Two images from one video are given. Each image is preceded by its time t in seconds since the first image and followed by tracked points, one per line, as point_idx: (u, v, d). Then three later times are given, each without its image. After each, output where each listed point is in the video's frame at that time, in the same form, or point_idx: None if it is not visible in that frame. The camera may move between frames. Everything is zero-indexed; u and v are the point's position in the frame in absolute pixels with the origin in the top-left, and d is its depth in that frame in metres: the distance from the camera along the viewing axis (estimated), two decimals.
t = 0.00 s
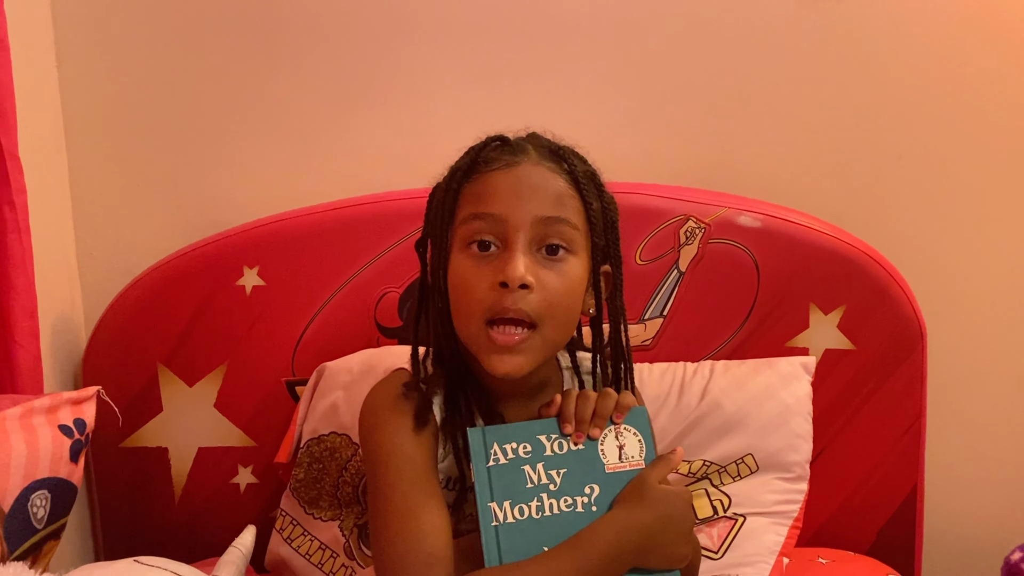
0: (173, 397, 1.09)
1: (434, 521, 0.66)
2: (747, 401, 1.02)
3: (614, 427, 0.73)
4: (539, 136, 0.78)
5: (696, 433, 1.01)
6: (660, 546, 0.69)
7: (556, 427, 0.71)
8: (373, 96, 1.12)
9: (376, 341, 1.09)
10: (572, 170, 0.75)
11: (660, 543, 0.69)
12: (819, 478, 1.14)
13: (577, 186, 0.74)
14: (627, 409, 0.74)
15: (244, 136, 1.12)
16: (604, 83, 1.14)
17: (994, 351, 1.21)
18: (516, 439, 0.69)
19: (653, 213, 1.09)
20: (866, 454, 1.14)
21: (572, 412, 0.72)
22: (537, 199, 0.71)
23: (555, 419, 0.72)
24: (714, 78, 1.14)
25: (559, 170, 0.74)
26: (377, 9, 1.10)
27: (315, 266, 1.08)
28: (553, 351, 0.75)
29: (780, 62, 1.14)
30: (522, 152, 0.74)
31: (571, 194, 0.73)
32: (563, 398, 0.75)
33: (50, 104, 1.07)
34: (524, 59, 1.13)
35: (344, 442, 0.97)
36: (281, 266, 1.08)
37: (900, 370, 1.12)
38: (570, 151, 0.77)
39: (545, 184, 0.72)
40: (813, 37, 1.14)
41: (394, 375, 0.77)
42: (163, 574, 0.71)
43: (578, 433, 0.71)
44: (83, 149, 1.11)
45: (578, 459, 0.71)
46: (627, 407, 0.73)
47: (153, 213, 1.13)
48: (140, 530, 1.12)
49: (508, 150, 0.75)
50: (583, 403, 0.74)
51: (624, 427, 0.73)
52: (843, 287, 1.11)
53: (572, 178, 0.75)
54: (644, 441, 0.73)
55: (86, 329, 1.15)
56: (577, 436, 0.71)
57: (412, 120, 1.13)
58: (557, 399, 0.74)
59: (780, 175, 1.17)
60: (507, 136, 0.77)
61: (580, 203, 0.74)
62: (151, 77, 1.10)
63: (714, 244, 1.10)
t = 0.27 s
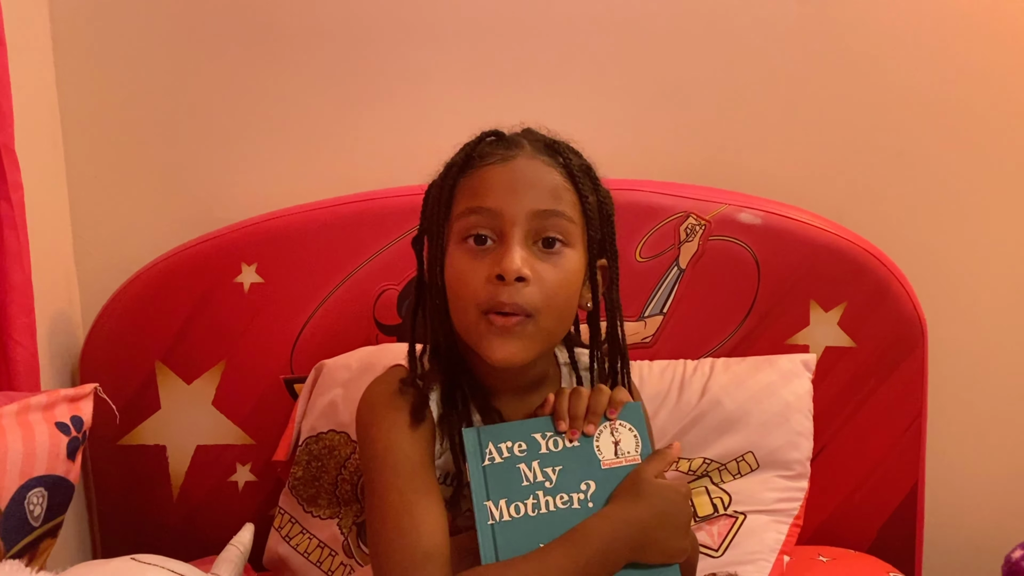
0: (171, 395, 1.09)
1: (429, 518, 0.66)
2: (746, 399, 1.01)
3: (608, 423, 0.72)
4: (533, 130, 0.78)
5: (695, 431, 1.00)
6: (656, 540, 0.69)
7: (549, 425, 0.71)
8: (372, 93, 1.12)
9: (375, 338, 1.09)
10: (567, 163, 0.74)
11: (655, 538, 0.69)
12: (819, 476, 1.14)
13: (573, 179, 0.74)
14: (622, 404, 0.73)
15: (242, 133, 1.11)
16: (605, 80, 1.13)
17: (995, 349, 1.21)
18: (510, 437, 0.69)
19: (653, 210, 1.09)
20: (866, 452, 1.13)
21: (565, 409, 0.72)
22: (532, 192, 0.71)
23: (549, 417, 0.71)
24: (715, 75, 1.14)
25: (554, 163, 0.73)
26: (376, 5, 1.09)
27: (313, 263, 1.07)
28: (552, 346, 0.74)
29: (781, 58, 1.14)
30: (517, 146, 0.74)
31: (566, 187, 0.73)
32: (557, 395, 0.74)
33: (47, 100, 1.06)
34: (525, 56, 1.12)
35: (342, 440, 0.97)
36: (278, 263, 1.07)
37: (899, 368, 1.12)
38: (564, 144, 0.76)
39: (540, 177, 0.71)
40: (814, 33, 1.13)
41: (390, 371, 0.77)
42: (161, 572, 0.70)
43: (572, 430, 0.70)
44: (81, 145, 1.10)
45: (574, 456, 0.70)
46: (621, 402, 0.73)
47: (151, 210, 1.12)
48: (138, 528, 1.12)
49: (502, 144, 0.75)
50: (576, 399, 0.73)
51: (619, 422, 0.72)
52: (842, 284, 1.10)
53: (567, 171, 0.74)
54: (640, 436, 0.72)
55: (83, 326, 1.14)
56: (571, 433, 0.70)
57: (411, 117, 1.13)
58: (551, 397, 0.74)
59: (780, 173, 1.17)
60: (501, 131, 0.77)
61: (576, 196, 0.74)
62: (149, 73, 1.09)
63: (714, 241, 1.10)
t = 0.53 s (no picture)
0: (170, 394, 1.09)
1: (427, 518, 0.66)
2: (746, 398, 1.01)
3: (609, 418, 0.71)
4: (528, 129, 0.77)
5: (694, 431, 1.00)
6: (654, 534, 0.68)
7: (548, 424, 0.71)
8: (371, 91, 1.11)
9: (374, 337, 1.09)
10: (561, 163, 0.73)
11: (652, 532, 0.67)
12: (818, 475, 1.14)
13: (567, 180, 0.73)
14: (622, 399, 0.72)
15: (240, 132, 1.11)
16: (604, 79, 1.13)
17: (994, 349, 1.21)
18: (512, 438, 0.69)
19: (653, 209, 1.09)
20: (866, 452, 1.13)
21: (565, 408, 0.72)
22: (526, 196, 0.70)
23: (549, 417, 0.72)
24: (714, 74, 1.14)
25: (547, 164, 0.73)
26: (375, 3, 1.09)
27: (312, 262, 1.07)
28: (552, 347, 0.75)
29: (780, 56, 1.14)
30: (510, 147, 0.73)
31: (560, 189, 0.72)
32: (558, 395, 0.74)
33: (45, 97, 1.06)
34: (525, 54, 1.12)
35: (341, 439, 0.97)
36: (277, 262, 1.07)
37: (898, 367, 1.12)
38: (558, 143, 0.75)
39: (533, 179, 0.71)
40: (813, 32, 1.13)
41: (391, 371, 0.76)
42: (159, 572, 0.70)
43: (572, 428, 0.70)
44: (79, 144, 1.10)
45: (575, 454, 0.70)
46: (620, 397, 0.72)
47: (149, 209, 1.12)
48: (137, 527, 1.11)
49: (496, 145, 0.74)
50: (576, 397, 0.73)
51: (620, 417, 0.71)
52: (842, 284, 1.10)
53: (561, 171, 0.73)
54: (641, 430, 0.71)
55: (81, 325, 1.14)
56: (571, 430, 0.70)
57: (410, 116, 1.12)
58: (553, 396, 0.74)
59: (780, 172, 1.17)
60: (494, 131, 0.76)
61: (571, 196, 0.73)
62: (148, 70, 1.09)
63: (713, 240, 1.10)
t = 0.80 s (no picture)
0: (171, 393, 1.09)
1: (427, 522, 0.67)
2: (746, 397, 1.02)
3: (614, 416, 0.71)
4: (532, 131, 0.77)
5: (695, 431, 1.01)
6: (646, 536, 0.66)
7: (557, 424, 0.72)
8: (372, 91, 1.12)
9: (375, 337, 1.09)
10: (563, 166, 0.73)
11: (644, 533, 0.66)
12: (818, 475, 1.14)
13: (569, 183, 0.73)
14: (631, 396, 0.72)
15: (242, 131, 1.11)
16: (605, 78, 1.13)
17: (993, 349, 1.21)
18: (523, 440, 0.72)
19: (653, 209, 1.09)
20: (866, 451, 1.14)
21: (573, 408, 0.72)
22: (527, 199, 0.70)
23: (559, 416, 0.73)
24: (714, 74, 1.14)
25: (549, 167, 0.73)
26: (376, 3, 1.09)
27: (313, 261, 1.07)
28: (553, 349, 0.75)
29: (780, 57, 1.14)
30: (512, 150, 0.73)
31: (562, 192, 0.72)
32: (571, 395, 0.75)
33: (47, 96, 1.06)
34: (525, 54, 1.12)
35: (343, 438, 0.97)
36: (278, 261, 1.07)
37: (898, 368, 1.12)
38: (560, 145, 0.75)
39: (535, 183, 0.71)
40: (813, 32, 1.13)
41: (395, 371, 0.76)
42: (163, 570, 0.71)
43: (579, 427, 0.70)
44: (81, 143, 1.10)
45: (582, 454, 0.70)
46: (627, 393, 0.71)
47: (150, 208, 1.12)
48: (138, 526, 1.12)
49: (498, 148, 0.74)
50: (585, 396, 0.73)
51: (625, 415, 0.70)
52: (841, 284, 1.11)
53: (564, 174, 0.73)
54: (646, 427, 0.70)
55: (83, 324, 1.14)
56: (579, 429, 0.70)
57: (411, 115, 1.13)
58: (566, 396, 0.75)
59: (779, 172, 1.17)
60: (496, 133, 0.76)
61: (573, 199, 0.73)
62: (149, 69, 1.09)
63: (714, 240, 1.10)
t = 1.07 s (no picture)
0: (171, 393, 1.09)
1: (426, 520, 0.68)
2: (744, 398, 1.02)
3: (625, 422, 0.69)
4: (533, 133, 0.77)
5: (693, 432, 1.01)
6: (627, 541, 0.64)
7: (573, 428, 0.72)
8: (371, 91, 1.12)
9: (375, 338, 1.09)
10: (564, 169, 0.74)
11: (625, 539, 0.64)
12: (816, 476, 1.15)
13: (571, 186, 0.73)
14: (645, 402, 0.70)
15: (241, 131, 1.12)
16: (603, 80, 1.14)
17: (990, 350, 1.22)
18: (537, 443, 0.73)
19: (652, 211, 1.09)
20: (864, 452, 1.14)
21: (588, 410, 0.72)
22: (528, 204, 0.70)
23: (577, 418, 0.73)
24: (713, 75, 1.14)
25: (550, 171, 0.73)
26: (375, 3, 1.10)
27: (313, 262, 1.08)
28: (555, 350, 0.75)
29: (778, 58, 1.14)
30: (513, 153, 0.73)
31: (564, 195, 0.73)
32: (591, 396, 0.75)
33: (47, 96, 1.06)
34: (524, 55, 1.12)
35: (343, 438, 0.98)
36: (278, 262, 1.07)
37: (895, 370, 1.13)
38: (561, 148, 0.75)
39: (536, 187, 0.71)
40: (810, 34, 1.14)
41: (398, 367, 0.77)
42: (164, 570, 0.71)
43: (591, 430, 0.71)
44: (80, 143, 1.10)
45: (592, 458, 0.71)
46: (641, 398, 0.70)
47: (150, 208, 1.12)
48: (138, 526, 1.12)
49: (499, 150, 0.74)
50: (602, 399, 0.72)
51: (636, 421, 0.69)
52: (839, 286, 1.11)
53: (565, 177, 0.73)
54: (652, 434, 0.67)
55: (83, 324, 1.14)
56: (591, 433, 0.70)
57: (410, 116, 1.13)
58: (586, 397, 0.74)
59: (777, 174, 1.18)
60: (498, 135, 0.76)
61: (574, 202, 0.73)
62: (149, 69, 1.09)
63: (712, 242, 1.10)
